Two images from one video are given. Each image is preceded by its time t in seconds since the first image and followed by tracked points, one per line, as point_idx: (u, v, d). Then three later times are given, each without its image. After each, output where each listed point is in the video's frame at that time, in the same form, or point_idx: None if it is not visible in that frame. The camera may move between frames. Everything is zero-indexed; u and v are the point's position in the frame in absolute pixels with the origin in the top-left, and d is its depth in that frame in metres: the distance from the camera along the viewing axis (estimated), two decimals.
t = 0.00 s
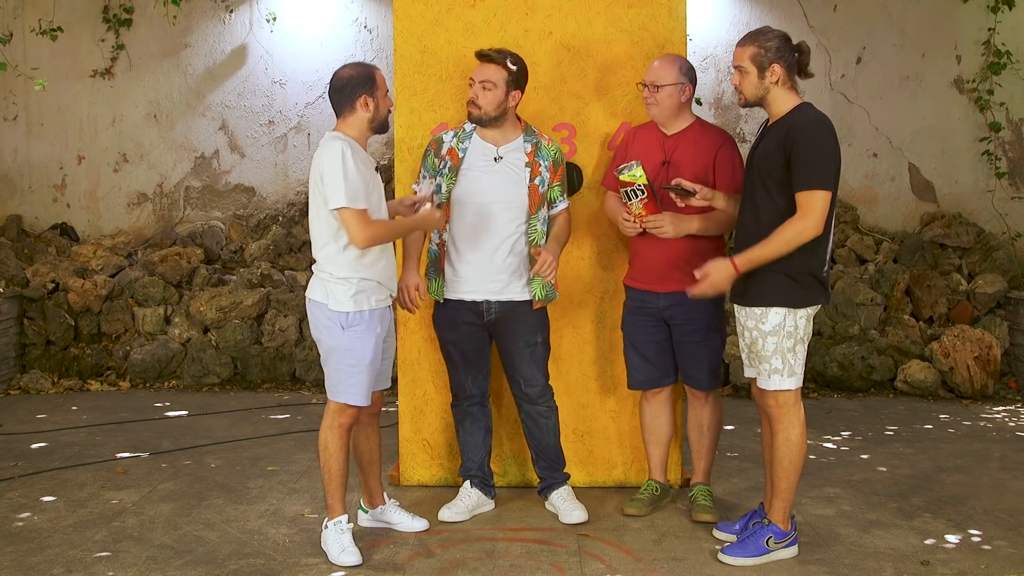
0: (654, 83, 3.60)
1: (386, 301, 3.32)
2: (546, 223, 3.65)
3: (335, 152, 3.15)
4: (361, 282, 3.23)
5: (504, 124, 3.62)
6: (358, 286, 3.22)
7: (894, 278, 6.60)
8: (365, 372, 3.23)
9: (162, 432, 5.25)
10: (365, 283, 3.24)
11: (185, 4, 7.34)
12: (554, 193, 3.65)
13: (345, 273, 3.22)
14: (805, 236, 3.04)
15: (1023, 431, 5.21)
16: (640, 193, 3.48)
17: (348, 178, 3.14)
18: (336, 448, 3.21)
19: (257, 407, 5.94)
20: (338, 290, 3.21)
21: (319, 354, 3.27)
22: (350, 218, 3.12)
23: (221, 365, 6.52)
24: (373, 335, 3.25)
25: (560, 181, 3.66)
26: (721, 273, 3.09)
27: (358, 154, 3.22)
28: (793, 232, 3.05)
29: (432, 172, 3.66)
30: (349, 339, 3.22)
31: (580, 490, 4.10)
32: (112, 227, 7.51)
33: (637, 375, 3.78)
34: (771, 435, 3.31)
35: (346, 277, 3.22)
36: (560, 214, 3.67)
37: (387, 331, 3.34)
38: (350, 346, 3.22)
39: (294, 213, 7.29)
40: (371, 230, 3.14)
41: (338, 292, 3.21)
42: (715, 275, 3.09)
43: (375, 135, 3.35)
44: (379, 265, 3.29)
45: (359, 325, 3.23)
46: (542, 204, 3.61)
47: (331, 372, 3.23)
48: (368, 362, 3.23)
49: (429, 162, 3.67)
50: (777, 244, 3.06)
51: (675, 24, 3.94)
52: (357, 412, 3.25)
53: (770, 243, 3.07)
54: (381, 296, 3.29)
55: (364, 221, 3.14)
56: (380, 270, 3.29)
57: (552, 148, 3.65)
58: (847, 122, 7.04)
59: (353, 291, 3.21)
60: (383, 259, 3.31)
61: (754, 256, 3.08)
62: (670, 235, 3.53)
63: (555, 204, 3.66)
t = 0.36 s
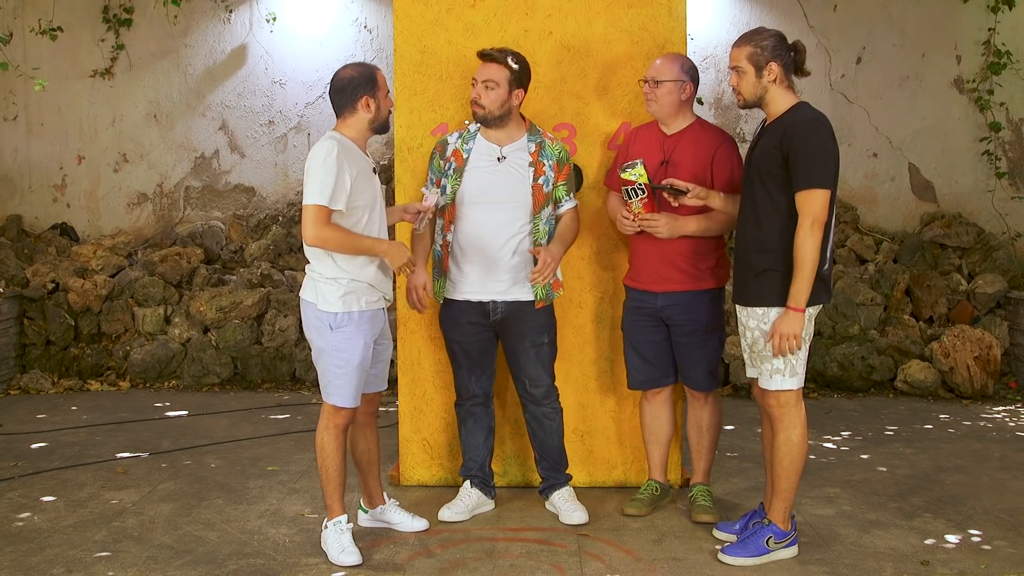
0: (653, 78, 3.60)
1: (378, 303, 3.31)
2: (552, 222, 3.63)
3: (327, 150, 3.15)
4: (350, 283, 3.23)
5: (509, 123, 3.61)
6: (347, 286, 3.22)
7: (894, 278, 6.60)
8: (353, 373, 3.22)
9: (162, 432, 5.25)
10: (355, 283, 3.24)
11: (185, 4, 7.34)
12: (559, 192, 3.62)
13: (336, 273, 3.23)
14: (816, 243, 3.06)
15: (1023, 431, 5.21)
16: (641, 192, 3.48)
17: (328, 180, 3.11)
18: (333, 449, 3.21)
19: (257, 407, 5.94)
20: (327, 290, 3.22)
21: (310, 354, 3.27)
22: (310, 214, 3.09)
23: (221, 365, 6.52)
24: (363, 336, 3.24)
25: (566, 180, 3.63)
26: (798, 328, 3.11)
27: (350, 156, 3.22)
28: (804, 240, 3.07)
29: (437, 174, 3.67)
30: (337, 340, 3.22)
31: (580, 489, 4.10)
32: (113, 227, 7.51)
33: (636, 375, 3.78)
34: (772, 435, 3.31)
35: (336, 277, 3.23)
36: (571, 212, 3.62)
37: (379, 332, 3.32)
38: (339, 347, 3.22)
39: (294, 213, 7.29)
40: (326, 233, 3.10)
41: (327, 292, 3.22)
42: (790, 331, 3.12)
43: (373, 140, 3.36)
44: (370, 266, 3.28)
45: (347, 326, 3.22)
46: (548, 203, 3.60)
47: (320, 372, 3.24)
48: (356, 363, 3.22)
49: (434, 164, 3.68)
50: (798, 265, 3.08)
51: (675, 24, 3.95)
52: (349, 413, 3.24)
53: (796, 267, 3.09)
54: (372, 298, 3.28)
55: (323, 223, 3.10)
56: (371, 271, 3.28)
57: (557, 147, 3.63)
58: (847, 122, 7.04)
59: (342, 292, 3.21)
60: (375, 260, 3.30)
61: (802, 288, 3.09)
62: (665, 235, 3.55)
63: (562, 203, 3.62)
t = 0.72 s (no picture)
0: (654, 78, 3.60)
1: (382, 301, 3.31)
2: (567, 218, 3.59)
3: (327, 149, 3.16)
4: (354, 281, 3.23)
5: (521, 120, 3.60)
6: (351, 285, 3.22)
7: (894, 278, 6.60)
8: (356, 371, 3.22)
9: (162, 432, 5.25)
10: (359, 282, 3.23)
11: (184, 4, 7.34)
12: (575, 186, 3.56)
13: (339, 271, 3.23)
14: (810, 239, 3.05)
15: (1023, 431, 5.21)
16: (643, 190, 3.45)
17: (335, 178, 3.13)
18: (335, 447, 3.21)
19: (258, 407, 5.94)
20: (330, 289, 3.22)
21: (314, 352, 3.28)
22: (323, 214, 3.11)
23: (221, 365, 6.52)
24: (366, 334, 3.24)
25: (580, 174, 3.56)
26: (776, 321, 3.11)
27: (351, 154, 3.23)
28: (797, 236, 3.06)
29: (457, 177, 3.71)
30: (341, 338, 3.22)
31: (580, 489, 4.10)
32: (113, 228, 7.51)
33: (636, 375, 3.78)
34: (772, 435, 3.31)
35: (339, 275, 3.22)
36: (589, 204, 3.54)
37: (383, 331, 3.32)
38: (343, 346, 3.22)
39: (294, 213, 7.29)
40: (343, 229, 3.12)
41: (331, 291, 3.22)
42: (768, 323, 3.11)
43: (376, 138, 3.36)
44: (374, 264, 3.28)
45: (351, 324, 3.22)
46: (561, 199, 3.57)
47: (324, 370, 3.25)
48: (360, 361, 3.23)
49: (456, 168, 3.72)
50: (789, 261, 3.07)
51: (675, 24, 3.95)
52: (353, 412, 3.24)
53: (786, 263, 3.08)
54: (376, 296, 3.28)
55: (337, 220, 3.12)
56: (376, 269, 3.28)
57: (570, 142, 3.59)
58: (847, 122, 7.04)
59: (346, 290, 3.21)
60: (379, 258, 3.30)
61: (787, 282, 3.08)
62: (666, 235, 3.55)
63: (578, 198, 3.56)
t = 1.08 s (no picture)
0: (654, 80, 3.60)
1: (389, 299, 3.30)
2: (578, 217, 3.57)
3: (333, 148, 3.17)
4: (361, 279, 3.22)
5: (532, 119, 3.59)
6: (358, 283, 3.22)
7: (894, 278, 6.61)
8: (364, 370, 3.23)
9: (162, 432, 5.25)
10: (366, 280, 3.23)
11: (184, 4, 7.33)
12: (586, 185, 3.54)
13: (346, 270, 3.23)
14: (805, 239, 3.05)
15: (1023, 431, 5.21)
16: (645, 189, 3.45)
17: (345, 172, 3.15)
18: (338, 447, 3.21)
19: (258, 407, 5.94)
20: (337, 288, 3.22)
21: (322, 351, 3.28)
22: (339, 208, 3.13)
23: (221, 365, 6.52)
24: (373, 332, 3.24)
25: (590, 172, 3.54)
26: (768, 319, 3.12)
27: (357, 152, 3.24)
28: (792, 236, 3.06)
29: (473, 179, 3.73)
30: (348, 336, 3.22)
31: (580, 489, 4.10)
32: (113, 228, 7.51)
33: (636, 375, 3.78)
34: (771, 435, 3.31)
35: (347, 274, 3.22)
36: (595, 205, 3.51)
37: (390, 330, 3.32)
38: (350, 344, 3.23)
39: (295, 213, 7.30)
40: (360, 219, 3.12)
41: (338, 290, 3.22)
42: (759, 321, 3.13)
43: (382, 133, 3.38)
44: (381, 262, 3.28)
45: (358, 322, 3.22)
46: (570, 198, 3.55)
47: (331, 368, 3.25)
48: (368, 360, 3.23)
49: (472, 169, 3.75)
50: (782, 261, 3.07)
51: (675, 24, 3.95)
52: (359, 410, 3.25)
53: (780, 262, 3.08)
54: (383, 295, 3.28)
55: (356, 212, 3.13)
56: (383, 268, 3.28)
57: (580, 141, 3.58)
58: (847, 122, 7.05)
59: (353, 289, 3.21)
60: (385, 256, 3.30)
61: (777, 281, 3.08)
62: (668, 234, 3.56)
63: (589, 197, 3.54)
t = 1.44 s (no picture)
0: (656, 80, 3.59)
1: (393, 299, 3.30)
2: (579, 218, 3.57)
3: (336, 149, 3.18)
4: (364, 279, 3.23)
5: (534, 120, 3.59)
6: (361, 282, 3.22)
7: (894, 278, 6.61)
8: (367, 369, 3.23)
9: (162, 432, 5.25)
10: (369, 279, 3.23)
11: (185, 4, 7.33)
12: (587, 187, 3.54)
13: (350, 269, 3.23)
14: (808, 240, 3.05)
15: (1023, 431, 5.21)
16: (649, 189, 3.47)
17: (345, 172, 3.15)
18: (341, 446, 3.21)
19: (258, 407, 5.94)
20: (341, 287, 3.23)
21: (326, 350, 3.29)
22: (336, 209, 3.13)
23: (221, 365, 6.52)
24: (377, 331, 3.24)
25: (592, 175, 3.54)
26: (783, 323, 3.11)
27: (361, 152, 3.24)
28: (796, 237, 3.06)
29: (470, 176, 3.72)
30: (351, 335, 3.22)
31: (580, 489, 4.10)
32: (113, 228, 7.51)
33: (637, 375, 3.78)
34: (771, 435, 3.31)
35: (350, 273, 3.23)
36: (596, 207, 3.52)
37: (394, 329, 3.32)
38: (353, 343, 3.23)
39: (295, 213, 7.30)
40: (354, 218, 3.12)
41: (342, 289, 3.23)
42: (774, 326, 3.12)
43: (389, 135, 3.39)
44: (385, 262, 3.28)
45: (362, 322, 3.22)
46: (572, 198, 3.56)
47: (335, 367, 3.25)
48: (371, 359, 3.23)
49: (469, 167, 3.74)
50: (787, 263, 3.08)
51: (675, 24, 3.95)
52: (362, 409, 3.25)
53: (785, 264, 3.08)
54: (387, 294, 3.27)
55: (350, 212, 3.13)
56: (387, 267, 3.28)
57: (583, 142, 3.58)
58: (847, 122, 7.05)
59: (356, 288, 3.21)
60: (390, 255, 3.30)
61: (784, 283, 3.08)
62: (670, 234, 3.54)
63: (590, 198, 3.54)
